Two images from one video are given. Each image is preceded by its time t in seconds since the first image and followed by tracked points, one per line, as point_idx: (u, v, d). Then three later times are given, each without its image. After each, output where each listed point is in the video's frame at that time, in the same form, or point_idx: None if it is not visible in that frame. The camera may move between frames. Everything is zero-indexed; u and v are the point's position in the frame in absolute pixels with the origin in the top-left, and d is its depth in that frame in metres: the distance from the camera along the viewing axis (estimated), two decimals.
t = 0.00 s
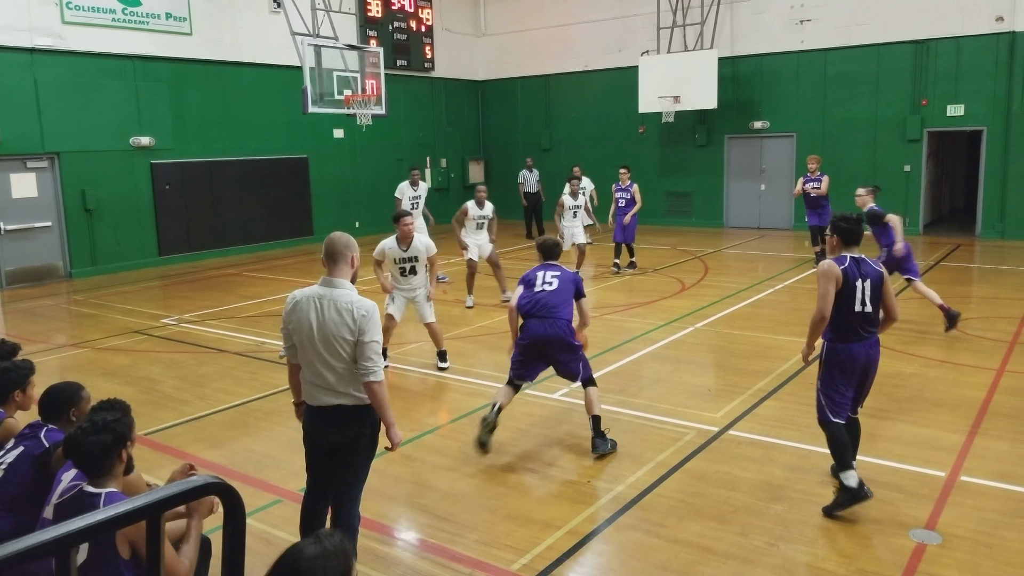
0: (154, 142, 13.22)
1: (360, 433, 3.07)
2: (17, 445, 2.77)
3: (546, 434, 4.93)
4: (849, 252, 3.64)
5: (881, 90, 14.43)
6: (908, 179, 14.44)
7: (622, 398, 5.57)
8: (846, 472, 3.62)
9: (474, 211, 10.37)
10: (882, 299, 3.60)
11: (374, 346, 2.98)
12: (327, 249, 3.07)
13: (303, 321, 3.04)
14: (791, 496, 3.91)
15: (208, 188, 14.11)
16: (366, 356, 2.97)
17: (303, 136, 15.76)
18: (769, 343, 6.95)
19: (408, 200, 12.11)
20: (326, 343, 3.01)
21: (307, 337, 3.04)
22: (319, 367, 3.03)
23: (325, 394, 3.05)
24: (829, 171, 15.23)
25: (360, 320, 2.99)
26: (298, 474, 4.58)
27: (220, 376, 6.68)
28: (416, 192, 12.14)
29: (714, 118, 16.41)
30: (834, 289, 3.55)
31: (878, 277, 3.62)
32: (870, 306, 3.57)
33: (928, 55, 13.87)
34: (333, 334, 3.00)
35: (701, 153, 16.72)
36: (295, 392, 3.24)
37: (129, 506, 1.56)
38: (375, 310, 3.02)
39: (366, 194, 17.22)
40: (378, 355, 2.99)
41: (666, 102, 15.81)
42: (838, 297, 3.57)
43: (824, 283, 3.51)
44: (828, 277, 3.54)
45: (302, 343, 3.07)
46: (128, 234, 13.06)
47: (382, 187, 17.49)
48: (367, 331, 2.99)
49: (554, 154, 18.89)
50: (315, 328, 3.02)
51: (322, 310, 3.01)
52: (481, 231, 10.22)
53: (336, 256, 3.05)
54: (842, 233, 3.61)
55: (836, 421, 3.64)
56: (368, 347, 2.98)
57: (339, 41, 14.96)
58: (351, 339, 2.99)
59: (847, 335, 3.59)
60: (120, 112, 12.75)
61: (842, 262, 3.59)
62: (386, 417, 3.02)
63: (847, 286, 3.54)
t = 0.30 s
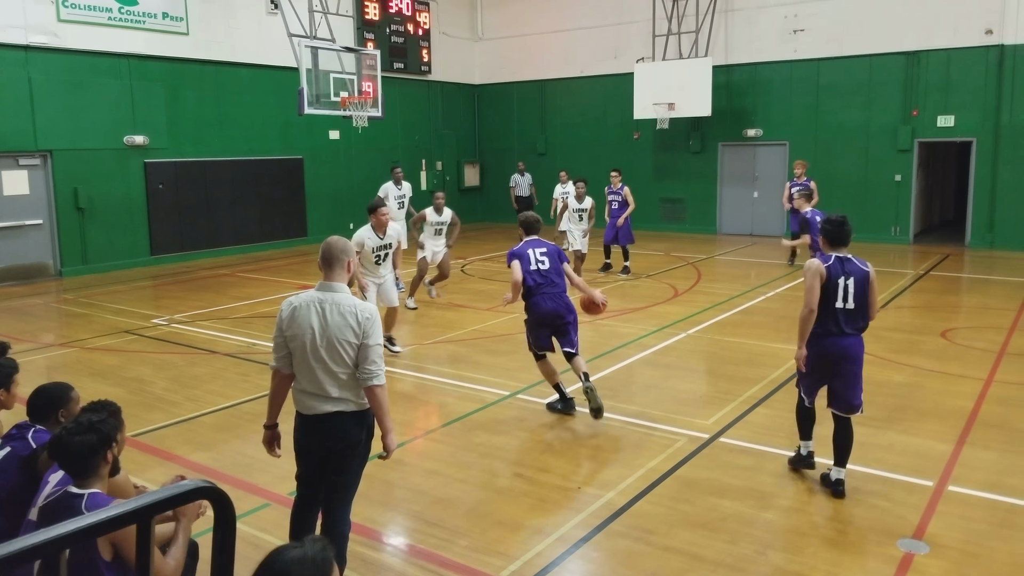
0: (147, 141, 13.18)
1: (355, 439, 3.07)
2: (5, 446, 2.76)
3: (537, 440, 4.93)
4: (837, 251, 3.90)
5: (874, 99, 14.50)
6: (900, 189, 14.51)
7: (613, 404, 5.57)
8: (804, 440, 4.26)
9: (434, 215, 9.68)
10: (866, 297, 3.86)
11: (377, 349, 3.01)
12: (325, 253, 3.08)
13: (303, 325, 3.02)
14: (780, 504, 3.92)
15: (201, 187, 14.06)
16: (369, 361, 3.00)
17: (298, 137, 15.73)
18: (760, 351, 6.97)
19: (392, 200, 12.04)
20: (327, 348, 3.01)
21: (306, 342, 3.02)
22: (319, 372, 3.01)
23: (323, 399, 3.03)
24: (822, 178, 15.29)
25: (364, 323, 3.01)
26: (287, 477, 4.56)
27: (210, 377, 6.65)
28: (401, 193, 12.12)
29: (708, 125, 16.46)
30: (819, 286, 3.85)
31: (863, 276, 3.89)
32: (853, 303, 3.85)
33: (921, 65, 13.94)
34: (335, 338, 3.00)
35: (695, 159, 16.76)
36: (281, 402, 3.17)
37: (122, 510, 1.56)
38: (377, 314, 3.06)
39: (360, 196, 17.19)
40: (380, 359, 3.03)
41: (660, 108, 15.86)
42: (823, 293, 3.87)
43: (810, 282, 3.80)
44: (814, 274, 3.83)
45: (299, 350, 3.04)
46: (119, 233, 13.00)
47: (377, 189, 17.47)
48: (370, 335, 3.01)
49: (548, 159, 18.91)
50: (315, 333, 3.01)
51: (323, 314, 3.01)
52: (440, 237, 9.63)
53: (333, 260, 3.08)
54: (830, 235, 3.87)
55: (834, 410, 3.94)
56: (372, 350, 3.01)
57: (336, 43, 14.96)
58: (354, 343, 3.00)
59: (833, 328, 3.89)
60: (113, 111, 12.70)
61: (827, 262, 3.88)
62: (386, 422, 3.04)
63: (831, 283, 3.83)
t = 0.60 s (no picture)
0: (141, 147, 13.15)
1: (343, 452, 3.07)
2: None
3: (523, 456, 4.92)
4: (809, 271, 4.21)
5: (865, 122, 14.64)
6: (888, 212, 14.63)
7: (599, 421, 5.58)
8: (794, 449, 4.58)
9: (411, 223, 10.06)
10: (838, 313, 4.15)
11: (371, 362, 3.03)
12: (318, 264, 3.07)
13: (297, 336, 3.01)
14: (765, 527, 3.92)
15: (193, 194, 14.02)
16: (363, 374, 3.02)
17: (291, 147, 15.74)
18: (748, 371, 6.98)
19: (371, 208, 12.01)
20: (321, 360, 3.00)
21: (299, 353, 3.01)
22: (311, 384, 3.00)
23: (313, 412, 3.02)
24: (812, 199, 15.41)
25: (358, 336, 3.02)
26: (272, 489, 4.53)
27: (197, 386, 6.60)
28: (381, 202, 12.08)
29: (700, 143, 16.59)
30: (791, 305, 4.14)
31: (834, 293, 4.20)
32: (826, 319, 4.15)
33: (912, 90, 14.10)
34: (329, 350, 3.00)
35: (686, 177, 16.87)
36: (266, 415, 3.14)
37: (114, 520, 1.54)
38: (371, 327, 3.07)
39: (352, 207, 17.18)
40: (373, 372, 3.05)
41: (653, 126, 15.98)
42: (796, 311, 4.16)
43: (784, 302, 4.10)
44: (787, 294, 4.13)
45: (291, 361, 3.02)
46: (111, 238, 12.95)
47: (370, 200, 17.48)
48: (364, 348, 3.03)
49: (540, 173, 18.99)
50: (309, 344, 3.00)
51: (317, 325, 3.01)
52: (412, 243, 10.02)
53: (328, 272, 3.08)
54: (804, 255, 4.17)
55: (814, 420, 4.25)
56: (366, 363, 3.02)
57: (332, 54, 15.03)
58: (348, 355, 3.01)
59: (807, 344, 4.19)
60: (107, 116, 12.68)
61: (799, 281, 4.19)
62: (377, 436, 3.06)
63: (804, 302, 4.13)
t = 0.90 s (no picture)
0: (160, 187, 13.37)
1: (362, 490, 3.07)
2: (30, 493, 2.80)
3: (546, 490, 4.89)
4: (818, 288, 4.55)
5: (878, 146, 14.65)
6: (905, 236, 14.57)
7: (622, 453, 5.54)
8: (821, 476, 4.59)
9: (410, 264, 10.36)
10: (845, 328, 4.50)
11: (387, 400, 3.03)
12: (332, 303, 3.08)
13: (314, 375, 3.03)
14: (795, 559, 3.86)
15: (211, 232, 14.20)
16: (379, 411, 3.01)
17: (306, 184, 15.94)
18: (770, 400, 6.93)
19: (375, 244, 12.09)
20: (337, 398, 3.01)
21: (317, 392, 3.03)
22: (328, 423, 3.01)
23: (331, 450, 3.03)
24: (827, 224, 15.39)
25: (373, 374, 3.02)
26: (298, 525, 4.53)
27: (220, 423, 6.63)
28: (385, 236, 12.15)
29: (712, 171, 16.65)
30: (798, 320, 4.52)
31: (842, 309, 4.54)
32: (833, 334, 4.51)
33: (924, 114, 14.11)
34: (345, 388, 3.01)
35: (699, 206, 16.90)
36: (289, 452, 3.18)
37: None
38: (386, 364, 3.06)
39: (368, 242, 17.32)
40: (389, 410, 3.04)
41: (664, 156, 16.08)
42: (804, 326, 4.52)
43: (790, 317, 4.49)
44: (794, 310, 4.51)
45: (310, 400, 3.05)
46: (132, 277, 13.11)
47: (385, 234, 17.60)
48: (379, 386, 3.02)
49: (552, 205, 19.09)
50: (326, 383, 3.02)
51: (334, 364, 3.02)
52: (415, 282, 10.36)
53: (343, 310, 3.07)
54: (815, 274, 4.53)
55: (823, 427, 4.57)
56: (381, 401, 3.02)
57: (344, 92, 15.30)
58: (364, 393, 3.02)
59: (815, 357, 4.54)
60: (128, 158, 12.93)
61: (808, 297, 4.55)
62: (394, 472, 3.06)
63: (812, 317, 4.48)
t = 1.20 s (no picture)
0: (177, 195, 13.53)
1: (370, 501, 3.10)
2: (42, 497, 2.84)
3: (553, 504, 4.89)
4: (828, 301, 4.73)
5: (894, 161, 14.59)
6: (921, 253, 14.48)
7: (630, 468, 5.53)
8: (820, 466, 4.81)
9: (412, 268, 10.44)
10: (850, 342, 4.66)
11: (395, 412, 3.06)
12: (344, 314, 3.10)
13: (323, 385, 3.07)
14: None
15: (225, 240, 14.33)
16: (387, 423, 3.04)
17: (322, 194, 16.06)
18: (781, 416, 6.89)
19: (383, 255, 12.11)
20: (346, 409, 3.04)
21: (325, 403, 3.06)
22: (336, 433, 3.04)
23: (339, 460, 3.06)
24: (841, 239, 15.32)
25: (382, 386, 3.06)
26: (306, 534, 4.55)
27: (231, 430, 6.68)
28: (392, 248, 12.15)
29: (726, 186, 16.63)
30: (807, 331, 4.69)
31: (849, 324, 4.71)
32: (839, 346, 4.67)
33: (941, 130, 14.04)
34: (353, 399, 3.04)
35: (713, 220, 16.88)
36: (299, 461, 3.21)
37: None
38: (395, 376, 3.10)
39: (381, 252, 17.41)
40: (397, 422, 3.06)
41: (679, 169, 16.10)
42: (812, 337, 4.70)
43: (799, 327, 4.66)
44: (803, 321, 4.69)
45: (319, 410, 3.08)
46: (147, 284, 13.24)
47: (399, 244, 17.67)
48: (387, 398, 3.06)
49: (566, 217, 19.14)
50: (335, 394, 3.05)
51: (343, 374, 3.06)
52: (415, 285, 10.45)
53: (354, 321, 3.10)
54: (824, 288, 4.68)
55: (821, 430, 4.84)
56: (389, 413, 3.05)
57: (361, 104, 15.42)
58: (372, 405, 3.05)
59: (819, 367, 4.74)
60: (146, 166, 13.09)
61: (818, 310, 4.73)
62: (400, 484, 3.08)
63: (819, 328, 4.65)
